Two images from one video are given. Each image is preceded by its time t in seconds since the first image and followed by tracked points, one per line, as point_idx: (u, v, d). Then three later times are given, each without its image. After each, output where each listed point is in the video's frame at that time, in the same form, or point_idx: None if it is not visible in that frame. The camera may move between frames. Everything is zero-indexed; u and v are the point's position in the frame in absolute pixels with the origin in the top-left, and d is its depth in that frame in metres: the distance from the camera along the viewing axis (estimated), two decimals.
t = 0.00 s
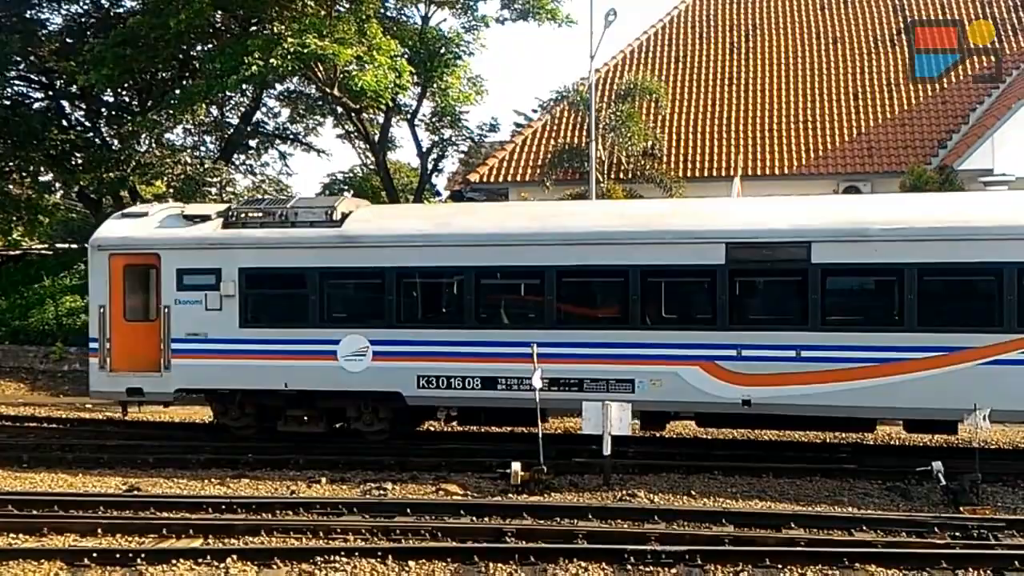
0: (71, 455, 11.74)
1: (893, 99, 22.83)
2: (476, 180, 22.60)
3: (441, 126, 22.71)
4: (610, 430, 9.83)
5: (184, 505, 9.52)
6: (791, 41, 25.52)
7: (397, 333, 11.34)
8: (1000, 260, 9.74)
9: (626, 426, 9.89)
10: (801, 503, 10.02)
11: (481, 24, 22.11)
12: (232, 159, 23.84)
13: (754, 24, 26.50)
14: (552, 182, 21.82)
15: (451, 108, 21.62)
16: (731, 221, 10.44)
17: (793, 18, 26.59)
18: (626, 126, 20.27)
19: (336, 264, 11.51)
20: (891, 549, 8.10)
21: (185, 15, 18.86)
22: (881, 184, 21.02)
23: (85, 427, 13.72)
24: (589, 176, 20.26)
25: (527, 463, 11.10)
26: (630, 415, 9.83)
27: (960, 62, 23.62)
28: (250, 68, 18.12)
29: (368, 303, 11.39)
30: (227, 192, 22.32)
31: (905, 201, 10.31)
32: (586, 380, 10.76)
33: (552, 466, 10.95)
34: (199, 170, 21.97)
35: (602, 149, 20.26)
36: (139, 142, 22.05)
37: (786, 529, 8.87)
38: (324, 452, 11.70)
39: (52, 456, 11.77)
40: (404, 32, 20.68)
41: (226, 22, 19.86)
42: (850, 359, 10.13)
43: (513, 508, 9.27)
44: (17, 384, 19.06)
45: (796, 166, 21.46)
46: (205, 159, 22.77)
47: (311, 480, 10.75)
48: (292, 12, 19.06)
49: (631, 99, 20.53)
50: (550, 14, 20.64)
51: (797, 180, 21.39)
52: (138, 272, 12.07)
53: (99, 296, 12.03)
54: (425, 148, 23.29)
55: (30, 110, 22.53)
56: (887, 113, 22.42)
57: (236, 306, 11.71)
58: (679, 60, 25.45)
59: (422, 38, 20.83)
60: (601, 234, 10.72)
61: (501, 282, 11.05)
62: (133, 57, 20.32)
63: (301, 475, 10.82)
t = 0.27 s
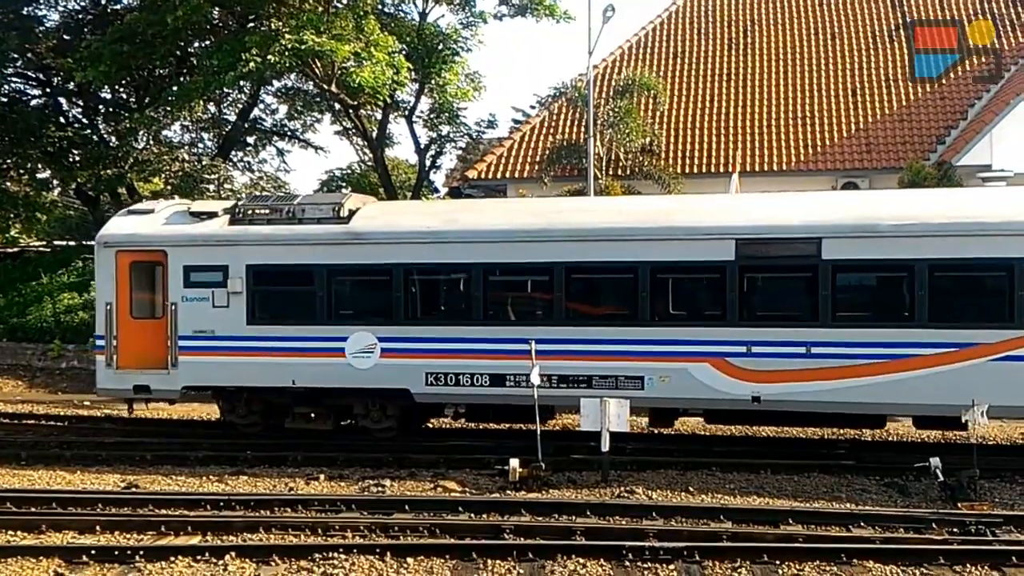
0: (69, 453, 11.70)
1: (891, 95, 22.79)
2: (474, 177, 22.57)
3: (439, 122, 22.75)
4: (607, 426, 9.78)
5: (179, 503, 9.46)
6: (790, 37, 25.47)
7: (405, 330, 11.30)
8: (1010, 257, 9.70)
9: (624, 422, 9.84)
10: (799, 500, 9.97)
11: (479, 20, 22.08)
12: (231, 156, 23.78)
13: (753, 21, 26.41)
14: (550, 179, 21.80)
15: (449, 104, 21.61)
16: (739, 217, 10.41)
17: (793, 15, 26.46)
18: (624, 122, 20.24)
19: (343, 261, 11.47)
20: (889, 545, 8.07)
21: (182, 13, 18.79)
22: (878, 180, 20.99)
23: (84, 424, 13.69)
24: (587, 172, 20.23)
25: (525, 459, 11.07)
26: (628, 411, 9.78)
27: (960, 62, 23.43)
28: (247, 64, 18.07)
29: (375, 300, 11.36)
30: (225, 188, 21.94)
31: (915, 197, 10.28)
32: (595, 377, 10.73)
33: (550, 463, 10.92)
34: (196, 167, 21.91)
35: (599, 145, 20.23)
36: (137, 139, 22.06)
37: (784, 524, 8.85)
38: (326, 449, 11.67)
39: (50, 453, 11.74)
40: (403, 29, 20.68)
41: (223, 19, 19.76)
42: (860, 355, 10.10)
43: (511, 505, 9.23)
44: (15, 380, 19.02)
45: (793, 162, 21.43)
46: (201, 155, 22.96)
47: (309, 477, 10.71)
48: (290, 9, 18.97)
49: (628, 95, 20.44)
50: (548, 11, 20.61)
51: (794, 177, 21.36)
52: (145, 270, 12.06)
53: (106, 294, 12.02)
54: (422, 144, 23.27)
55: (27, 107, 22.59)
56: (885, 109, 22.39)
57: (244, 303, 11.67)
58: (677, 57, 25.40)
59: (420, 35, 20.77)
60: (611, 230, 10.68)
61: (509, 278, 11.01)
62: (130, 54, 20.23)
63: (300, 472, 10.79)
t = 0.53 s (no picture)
0: (67, 451, 11.67)
1: (888, 93, 22.77)
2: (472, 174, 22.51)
3: (437, 120, 22.59)
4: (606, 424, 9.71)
5: (176, 501, 9.41)
6: (788, 34, 25.44)
7: (408, 327, 11.28)
8: (1015, 254, 9.69)
9: (622, 419, 9.78)
10: (798, 497, 9.94)
11: (476, 17, 22.03)
12: (227, 154, 23.58)
13: (752, 19, 26.33)
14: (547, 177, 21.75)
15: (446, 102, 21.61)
16: (742, 215, 10.40)
17: (792, 13, 26.37)
18: (621, 120, 20.19)
19: (345, 258, 11.45)
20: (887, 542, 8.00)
21: (179, 10, 18.72)
22: (876, 178, 21.00)
23: (82, 422, 13.67)
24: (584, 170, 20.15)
25: (525, 457, 11.05)
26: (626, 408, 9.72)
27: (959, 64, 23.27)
28: (244, 61, 17.99)
29: (378, 298, 11.33)
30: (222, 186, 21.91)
31: (920, 194, 10.27)
32: (599, 375, 10.71)
33: (550, 460, 10.90)
34: (193, 165, 21.77)
35: (597, 143, 20.16)
36: (135, 136, 21.82)
37: (782, 521, 8.82)
38: (327, 446, 11.63)
39: (48, 451, 11.71)
40: (400, 26, 20.55)
41: (220, 16, 19.69)
42: (865, 353, 10.09)
43: (510, 502, 9.20)
44: (11, 377, 18.97)
45: (790, 160, 21.38)
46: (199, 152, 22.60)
47: (307, 474, 10.68)
48: (287, 7, 18.94)
49: (626, 93, 20.44)
50: (546, 8, 20.57)
51: (791, 175, 21.33)
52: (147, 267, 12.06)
53: (108, 291, 12.00)
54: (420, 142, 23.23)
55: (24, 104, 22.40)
56: (883, 107, 22.37)
57: (246, 301, 11.65)
58: (675, 54, 25.37)
59: (417, 32, 20.66)
60: (614, 227, 10.66)
61: (512, 276, 10.99)
62: (126, 51, 20.12)
63: (298, 469, 10.76)
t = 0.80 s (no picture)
0: (70, 446, 11.69)
1: (889, 87, 22.71)
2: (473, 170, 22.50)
3: (437, 115, 22.66)
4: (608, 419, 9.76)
5: (177, 496, 9.39)
6: (789, 30, 25.36)
7: (414, 323, 11.28)
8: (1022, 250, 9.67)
9: (624, 414, 9.81)
10: (800, 492, 9.94)
11: (477, 12, 22.00)
12: (229, 149, 23.70)
13: (755, 15, 26.20)
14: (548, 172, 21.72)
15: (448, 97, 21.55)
16: (747, 210, 10.38)
17: (795, 9, 26.20)
18: (623, 114, 20.10)
19: (349, 254, 11.44)
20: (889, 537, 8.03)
21: (180, 5, 18.68)
22: (878, 172, 20.98)
23: (84, 417, 13.69)
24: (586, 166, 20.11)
25: (527, 452, 11.06)
26: (627, 403, 9.75)
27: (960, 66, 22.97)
28: (245, 57, 17.98)
29: (382, 294, 11.33)
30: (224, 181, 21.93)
31: (926, 189, 10.25)
32: (604, 370, 10.72)
33: (552, 455, 10.91)
34: (195, 160, 21.82)
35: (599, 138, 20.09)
36: (136, 132, 21.92)
37: (784, 517, 8.83)
38: (330, 441, 11.65)
39: (50, 446, 11.72)
40: (400, 21, 20.53)
41: (220, 11, 19.64)
42: (871, 348, 10.08)
43: (512, 497, 9.21)
44: (13, 373, 18.99)
45: (790, 155, 21.30)
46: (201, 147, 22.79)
47: (309, 470, 10.69)
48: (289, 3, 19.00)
49: (628, 88, 20.41)
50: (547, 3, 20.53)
51: (792, 170, 21.29)
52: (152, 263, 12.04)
53: (113, 287, 11.97)
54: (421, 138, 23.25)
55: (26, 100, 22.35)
56: (884, 101, 22.31)
57: (251, 297, 11.65)
58: (676, 49, 25.31)
59: (418, 27, 20.61)
60: (620, 223, 10.64)
61: (517, 271, 10.98)
62: (127, 46, 20.00)
63: (301, 465, 10.77)
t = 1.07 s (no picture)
0: (68, 444, 11.69)
1: (885, 89, 22.59)
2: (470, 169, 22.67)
3: (437, 114, 21.36)
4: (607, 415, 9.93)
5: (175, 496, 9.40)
6: (785, 30, 25.28)
7: (414, 322, 11.27)
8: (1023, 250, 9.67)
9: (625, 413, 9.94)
10: (797, 490, 9.96)
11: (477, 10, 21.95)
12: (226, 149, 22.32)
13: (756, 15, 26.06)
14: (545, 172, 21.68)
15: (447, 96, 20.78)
16: (746, 209, 10.40)
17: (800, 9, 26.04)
18: (621, 113, 20.05)
19: (348, 252, 11.44)
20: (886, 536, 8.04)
21: (179, 3, 18.60)
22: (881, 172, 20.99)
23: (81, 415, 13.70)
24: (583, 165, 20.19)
25: (525, 451, 11.08)
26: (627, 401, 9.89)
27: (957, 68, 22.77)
28: (244, 54, 18.09)
29: (382, 293, 11.33)
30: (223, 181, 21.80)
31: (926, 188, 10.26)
32: (603, 369, 10.74)
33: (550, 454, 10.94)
34: (194, 158, 21.57)
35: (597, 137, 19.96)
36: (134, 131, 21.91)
37: (782, 516, 8.86)
38: (329, 441, 11.68)
39: (48, 445, 11.73)
40: (399, 18, 19.69)
41: (218, 10, 19.50)
42: (871, 347, 10.09)
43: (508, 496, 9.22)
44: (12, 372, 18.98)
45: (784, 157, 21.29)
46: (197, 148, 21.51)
47: (308, 469, 10.70)
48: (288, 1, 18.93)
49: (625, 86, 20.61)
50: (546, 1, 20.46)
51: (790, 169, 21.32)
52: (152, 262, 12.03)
53: (113, 285, 12.00)
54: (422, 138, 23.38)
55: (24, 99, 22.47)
56: (882, 101, 22.20)
57: (251, 296, 11.64)
58: (676, 50, 25.29)
59: (416, 22, 19.87)
60: (620, 222, 10.66)
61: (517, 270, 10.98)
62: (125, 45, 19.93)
63: (299, 464, 10.78)
